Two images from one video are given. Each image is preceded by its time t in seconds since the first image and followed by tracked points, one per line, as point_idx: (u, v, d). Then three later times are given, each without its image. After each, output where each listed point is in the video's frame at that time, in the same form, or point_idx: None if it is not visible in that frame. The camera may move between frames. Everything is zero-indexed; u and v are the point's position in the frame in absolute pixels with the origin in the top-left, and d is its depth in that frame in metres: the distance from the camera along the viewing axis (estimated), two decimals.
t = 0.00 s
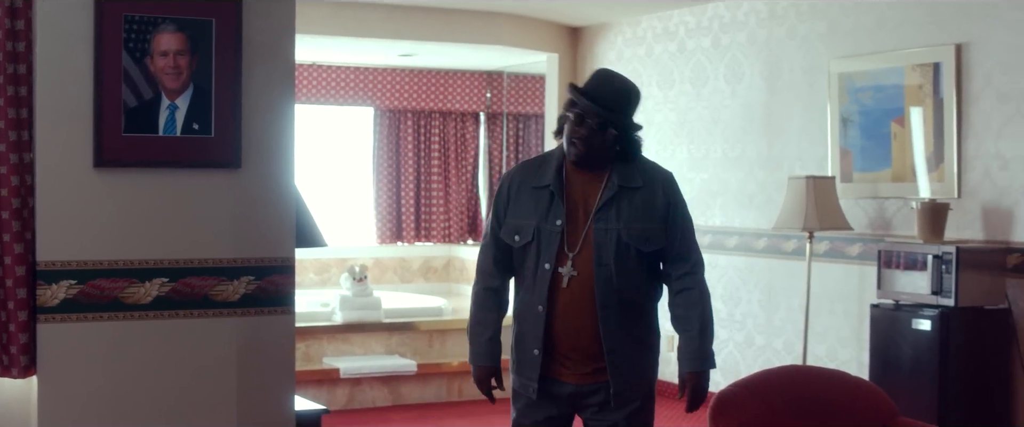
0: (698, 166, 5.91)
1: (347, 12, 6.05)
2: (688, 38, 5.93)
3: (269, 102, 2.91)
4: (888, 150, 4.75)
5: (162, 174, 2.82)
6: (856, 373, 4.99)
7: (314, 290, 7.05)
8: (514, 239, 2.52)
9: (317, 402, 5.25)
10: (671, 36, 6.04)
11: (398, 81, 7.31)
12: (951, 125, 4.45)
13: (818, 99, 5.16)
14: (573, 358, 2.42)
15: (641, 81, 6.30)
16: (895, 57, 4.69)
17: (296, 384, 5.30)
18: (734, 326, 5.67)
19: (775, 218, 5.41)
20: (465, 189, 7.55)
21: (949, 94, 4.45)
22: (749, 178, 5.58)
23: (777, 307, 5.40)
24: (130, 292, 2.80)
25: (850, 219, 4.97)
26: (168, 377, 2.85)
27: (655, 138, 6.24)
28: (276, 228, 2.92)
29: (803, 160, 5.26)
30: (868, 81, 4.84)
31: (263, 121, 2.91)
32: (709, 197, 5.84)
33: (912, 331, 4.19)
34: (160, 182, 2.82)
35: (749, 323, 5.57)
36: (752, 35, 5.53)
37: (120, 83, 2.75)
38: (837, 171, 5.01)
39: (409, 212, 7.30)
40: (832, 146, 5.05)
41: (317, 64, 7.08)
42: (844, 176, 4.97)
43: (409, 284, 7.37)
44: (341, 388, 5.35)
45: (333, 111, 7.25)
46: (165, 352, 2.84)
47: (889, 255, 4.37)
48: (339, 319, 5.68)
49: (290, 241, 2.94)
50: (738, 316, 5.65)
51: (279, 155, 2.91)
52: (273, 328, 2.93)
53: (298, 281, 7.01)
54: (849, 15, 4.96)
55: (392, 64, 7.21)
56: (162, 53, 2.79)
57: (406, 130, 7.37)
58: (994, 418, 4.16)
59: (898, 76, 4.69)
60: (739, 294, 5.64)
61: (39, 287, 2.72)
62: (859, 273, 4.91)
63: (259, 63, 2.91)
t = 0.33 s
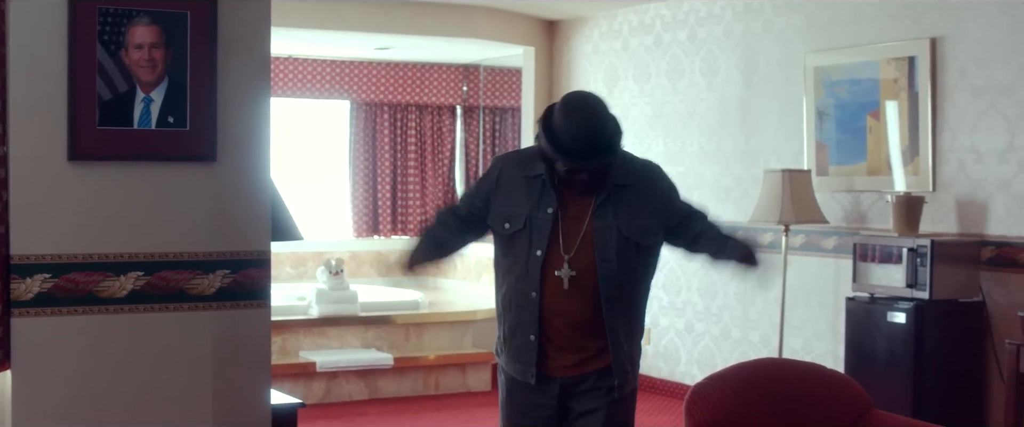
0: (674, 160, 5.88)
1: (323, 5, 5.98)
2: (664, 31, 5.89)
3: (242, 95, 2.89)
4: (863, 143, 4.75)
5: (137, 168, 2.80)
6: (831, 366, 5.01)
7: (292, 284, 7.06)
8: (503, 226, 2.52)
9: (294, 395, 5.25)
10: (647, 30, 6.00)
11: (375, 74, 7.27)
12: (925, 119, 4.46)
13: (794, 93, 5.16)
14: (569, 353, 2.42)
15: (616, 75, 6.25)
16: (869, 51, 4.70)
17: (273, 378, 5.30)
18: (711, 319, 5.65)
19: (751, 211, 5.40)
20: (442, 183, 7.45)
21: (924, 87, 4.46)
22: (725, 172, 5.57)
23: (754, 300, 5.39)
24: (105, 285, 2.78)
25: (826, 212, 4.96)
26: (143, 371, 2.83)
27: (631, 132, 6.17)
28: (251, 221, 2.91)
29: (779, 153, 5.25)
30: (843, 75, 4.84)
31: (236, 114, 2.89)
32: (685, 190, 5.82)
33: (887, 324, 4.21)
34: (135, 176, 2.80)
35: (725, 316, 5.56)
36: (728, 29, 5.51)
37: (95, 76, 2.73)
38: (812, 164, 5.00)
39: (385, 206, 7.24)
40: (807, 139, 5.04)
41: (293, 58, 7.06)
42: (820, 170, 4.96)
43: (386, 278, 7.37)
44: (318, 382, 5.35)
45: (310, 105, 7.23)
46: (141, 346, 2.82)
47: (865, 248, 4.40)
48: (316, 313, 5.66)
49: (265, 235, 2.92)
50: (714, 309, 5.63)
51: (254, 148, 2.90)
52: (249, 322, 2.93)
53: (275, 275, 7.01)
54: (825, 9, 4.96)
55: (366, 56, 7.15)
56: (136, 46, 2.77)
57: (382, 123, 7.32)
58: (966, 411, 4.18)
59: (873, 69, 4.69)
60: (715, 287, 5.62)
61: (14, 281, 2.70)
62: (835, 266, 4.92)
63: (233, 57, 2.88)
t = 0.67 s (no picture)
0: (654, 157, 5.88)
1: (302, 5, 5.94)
2: (644, 29, 5.89)
3: (223, 93, 2.87)
4: (842, 141, 4.77)
5: (116, 165, 2.77)
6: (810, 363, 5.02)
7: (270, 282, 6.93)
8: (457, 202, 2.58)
9: (274, 393, 5.24)
10: (628, 27, 5.99)
11: (356, 71, 7.22)
12: (905, 116, 4.48)
13: (773, 90, 5.16)
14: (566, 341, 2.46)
15: (597, 72, 6.24)
16: (849, 49, 4.71)
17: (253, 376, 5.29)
18: (691, 316, 5.65)
19: (731, 208, 5.41)
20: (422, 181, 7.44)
21: (904, 84, 4.48)
22: (706, 169, 5.57)
23: (734, 297, 5.40)
24: (84, 283, 2.75)
25: (806, 210, 4.98)
26: (122, 370, 2.79)
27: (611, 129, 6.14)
28: (232, 219, 2.88)
29: (759, 151, 5.25)
30: (823, 72, 4.84)
31: (217, 111, 2.86)
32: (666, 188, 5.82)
33: (867, 321, 4.22)
34: (112, 173, 2.77)
35: (705, 313, 5.56)
36: (708, 27, 5.51)
37: (73, 73, 2.70)
38: (793, 161, 5.01)
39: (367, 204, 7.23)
40: (787, 136, 5.05)
41: (273, 55, 7.03)
42: (800, 167, 4.98)
43: (366, 275, 7.32)
44: (298, 380, 5.35)
45: (290, 102, 7.20)
46: (120, 344, 2.79)
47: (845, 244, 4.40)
48: (296, 311, 5.65)
49: (245, 233, 2.90)
50: (694, 306, 5.63)
51: (234, 145, 2.87)
52: (230, 320, 2.89)
53: (255, 273, 6.93)
54: (805, 7, 4.97)
55: (349, 55, 7.15)
56: (115, 42, 2.74)
57: (363, 121, 7.28)
58: (944, 407, 4.20)
59: (853, 67, 4.70)
60: (696, 284, 5.62)
61: None
62: (815, 263, 4.93)
63: (214, 54, 2.86)
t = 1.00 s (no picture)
0: (634, 156, 5.91)
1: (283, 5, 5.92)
2: (624, 29, 5.88)
3: (202, 92, 2.84)
4: (822, 140, 4.78)
5: (94, 164, 2.75)
6: (791, 362, 5.03)
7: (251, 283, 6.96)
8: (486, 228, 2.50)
9: (254, 394, 5.24)
10: (608, 27, 5.99)
11: (338, 71, 7.20)
12: (885, 117, 4.49)
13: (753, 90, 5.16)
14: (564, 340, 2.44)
15: (578, 72, 6.22)
16: (829, 49, 4.72)
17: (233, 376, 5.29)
18: (672, 316, 5.66)
19: (712, 208, 5.40)
20: (403, 179, 7.43)
21: (883, 85, 4.49)
22: (686, 169, 5.57)
23: (714, 296, 5.40)
24: (63, 284, 2.72)
25: (786, 209, 4.99)
26: (102, 370, 2.77)
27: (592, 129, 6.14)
28: (211, 219, 2.85)
29: (739, 151, 5.26)
30: (803, 72, 4.85)
31: (197, 111, 2.83)
32: (646, 187, 5.82)
33: (846, 320, 4.23)
34: (90, 173, 2.74)
35: (685, 313, 5.57)
36: (688, 27, 5.51)
37: (52, 73, 2.67)
38: (773, 161, 5.02)
39: (347, 204, 7.22)
40: (768, 135, 5.05)
41: (253, 55, 7.00)
42: (780, 167, 4.99)
43: (346, 275, 7.30)
44: (278, 380, 5.35)
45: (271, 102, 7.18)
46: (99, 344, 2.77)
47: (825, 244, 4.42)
48: (276, 311, 5.64)
49: (224, 233, 2.87)
50: (674, 306, 5.64)
51: (214, 144, 2.84)
52: (209, 321, 2.87)
53: (235, 273, 6.93)
54: (785, 7, 4.97)
55: (331, 54, 7.13)
56: (95, 42, 2.71)
57: (343, 121, 7.25)
58: (924, 406, 4.21)
59: (833, 67, 4.71)
60: (675, 284, 5.62)
61: None
62: (795, 262, 4.94)
63: (194, 55, 2.83)
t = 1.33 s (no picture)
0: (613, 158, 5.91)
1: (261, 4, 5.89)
2: (603, 29, 5.89)
3: (179, 91, 2.83)
4: (800, 140, 4.79)
5: (71, 164, 2.73)
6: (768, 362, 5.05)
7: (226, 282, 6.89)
8: (551, 229, 2.55)
9: (232, 394, 5.24)
10: (586, 27, 5.99)
11: (316, 71, 7.21)
12: (862, 118, 4.51)
13: (731, 90, 5.17)
14: (601, 335, 2.62)
15: (555, 72, 6.21)
16: (806, 50, 4.73)
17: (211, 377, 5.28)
18: (649, 316, 5.67)
19: (690, 208, 5.41)
20: (380, 179, 7.39)
21: (860, 85, 4.51)
22: (664, 169, 5.58)
23: (692, 296, 5.42)
24: (39, 284, 2.70)
25: (764, 209, 5.00)
26: (79, 371, 2.76)
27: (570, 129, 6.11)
28: (188, 219, 2.84)
29: (717, 151, 5.26)
30: (780, 72, 4.86)
31: (174, 111, 2.82)
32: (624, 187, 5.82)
33: (824, 320, 4.25)
34: (65, 173, 2.72)
35: (664, 313, 5.58)
36: (666, 27, 5.51)
37: (28, 72, 2.64)
38: (750, 161, 5.02)
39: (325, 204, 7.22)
40: (745, 135, 5.05)
41: (231, 55, 6.99)
42: (758, 167, 4.99)
43: (325, 275, 7.33)
44: (256, 380, 5.34)
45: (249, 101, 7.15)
46: (76, 345, 2.75)
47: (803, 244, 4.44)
48: (254, 311, 5.63)
49: (201, 232, 2.86)
50: (652, 306, 5.65)
51: (191, 144, 2.83)
52: (186, 321, 2.85)
53: (213, 272, 6.94)
54: (763, 7, 4.97)
55: (308, 54, 7.12)
56: (71, 42, 2.69)
57: (322, 120, 7.25)
58: (900, 405, 4.24)
59: (810, 68, 4.72)
60: (653, 284, 5.64)
61: None
62: (772, 262, 4.96)
63: (171, 54, 2.81)
